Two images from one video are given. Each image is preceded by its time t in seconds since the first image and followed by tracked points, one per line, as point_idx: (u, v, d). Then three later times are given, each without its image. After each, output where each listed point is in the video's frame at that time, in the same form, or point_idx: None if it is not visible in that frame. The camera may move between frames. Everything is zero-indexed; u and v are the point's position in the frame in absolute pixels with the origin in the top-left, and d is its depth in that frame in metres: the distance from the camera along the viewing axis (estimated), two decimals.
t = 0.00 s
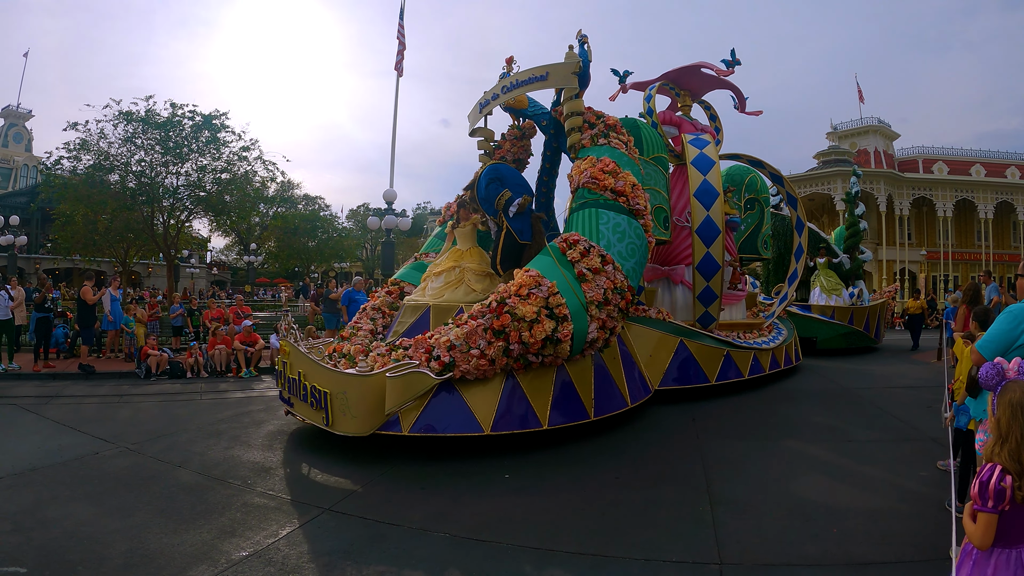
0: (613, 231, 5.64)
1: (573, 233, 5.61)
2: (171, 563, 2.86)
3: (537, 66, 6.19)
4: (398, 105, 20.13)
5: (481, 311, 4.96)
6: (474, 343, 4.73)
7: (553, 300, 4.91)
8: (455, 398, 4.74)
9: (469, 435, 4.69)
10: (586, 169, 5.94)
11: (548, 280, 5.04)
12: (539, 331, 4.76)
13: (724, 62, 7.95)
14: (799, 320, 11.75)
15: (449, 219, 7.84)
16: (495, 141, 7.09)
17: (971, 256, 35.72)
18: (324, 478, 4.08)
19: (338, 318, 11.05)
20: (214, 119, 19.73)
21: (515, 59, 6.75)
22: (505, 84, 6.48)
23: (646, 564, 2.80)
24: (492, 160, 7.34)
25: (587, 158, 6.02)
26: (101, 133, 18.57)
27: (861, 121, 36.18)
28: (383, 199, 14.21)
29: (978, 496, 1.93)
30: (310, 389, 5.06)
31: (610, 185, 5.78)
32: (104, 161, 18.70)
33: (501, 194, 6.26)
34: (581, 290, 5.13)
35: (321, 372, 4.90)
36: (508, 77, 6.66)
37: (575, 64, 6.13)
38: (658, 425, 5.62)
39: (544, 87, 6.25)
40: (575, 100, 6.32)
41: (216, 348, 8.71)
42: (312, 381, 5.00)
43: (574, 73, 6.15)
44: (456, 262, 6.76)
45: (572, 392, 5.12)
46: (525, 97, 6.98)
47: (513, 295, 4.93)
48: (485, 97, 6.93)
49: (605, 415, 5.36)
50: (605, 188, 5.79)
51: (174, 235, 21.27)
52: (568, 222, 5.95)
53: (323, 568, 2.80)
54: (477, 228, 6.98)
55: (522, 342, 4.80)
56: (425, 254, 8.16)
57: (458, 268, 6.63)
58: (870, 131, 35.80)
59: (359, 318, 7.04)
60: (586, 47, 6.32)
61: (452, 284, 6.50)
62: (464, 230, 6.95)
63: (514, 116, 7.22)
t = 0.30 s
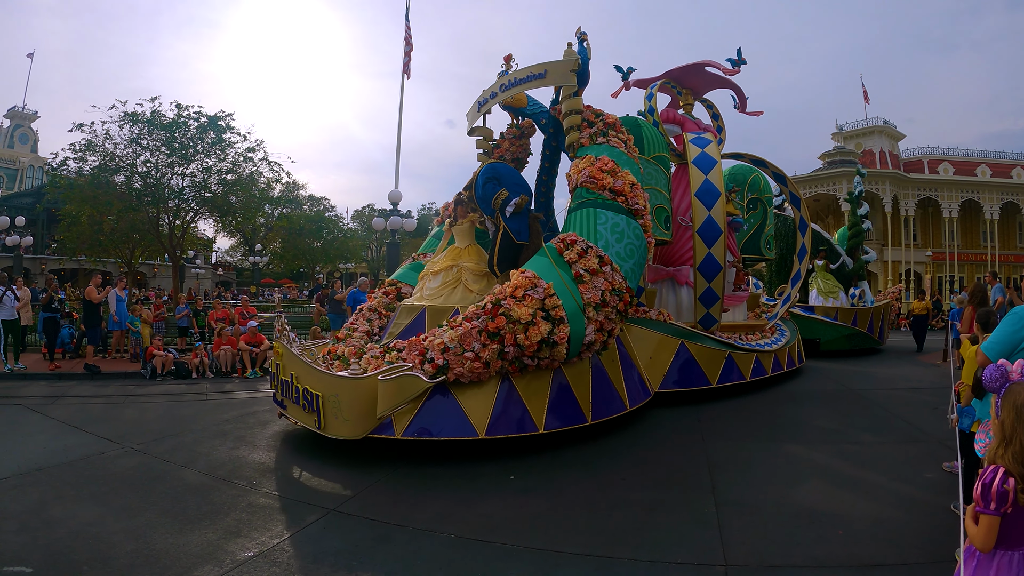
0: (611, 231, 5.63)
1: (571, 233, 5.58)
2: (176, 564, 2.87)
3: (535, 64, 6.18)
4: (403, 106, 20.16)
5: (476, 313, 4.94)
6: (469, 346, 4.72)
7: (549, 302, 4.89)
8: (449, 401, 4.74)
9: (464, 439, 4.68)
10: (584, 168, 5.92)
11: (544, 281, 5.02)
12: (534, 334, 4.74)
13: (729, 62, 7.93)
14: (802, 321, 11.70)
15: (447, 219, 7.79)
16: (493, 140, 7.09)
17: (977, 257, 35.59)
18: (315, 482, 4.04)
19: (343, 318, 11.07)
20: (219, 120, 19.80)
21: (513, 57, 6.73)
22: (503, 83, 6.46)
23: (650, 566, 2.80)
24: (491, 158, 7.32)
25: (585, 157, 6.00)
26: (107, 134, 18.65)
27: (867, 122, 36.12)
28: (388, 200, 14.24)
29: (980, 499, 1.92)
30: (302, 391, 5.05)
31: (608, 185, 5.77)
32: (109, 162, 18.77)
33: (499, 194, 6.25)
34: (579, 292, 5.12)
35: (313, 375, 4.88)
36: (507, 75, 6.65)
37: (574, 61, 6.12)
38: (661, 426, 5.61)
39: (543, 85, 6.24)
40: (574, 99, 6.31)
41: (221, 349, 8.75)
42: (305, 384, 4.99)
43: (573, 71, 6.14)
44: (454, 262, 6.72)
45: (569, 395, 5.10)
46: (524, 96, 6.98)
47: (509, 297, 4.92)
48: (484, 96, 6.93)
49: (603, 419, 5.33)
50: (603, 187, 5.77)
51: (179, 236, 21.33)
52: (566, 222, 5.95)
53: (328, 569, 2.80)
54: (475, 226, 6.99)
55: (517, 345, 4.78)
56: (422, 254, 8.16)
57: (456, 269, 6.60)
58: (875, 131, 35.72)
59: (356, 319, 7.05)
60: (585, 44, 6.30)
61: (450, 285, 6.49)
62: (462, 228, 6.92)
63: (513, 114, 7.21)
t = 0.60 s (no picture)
0: (613, 232, 5.63)
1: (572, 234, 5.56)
2: (186, 565, 2.88)
3: (536, 63, 6.15)
4: (412, 109, 20.22)
5: (475, 316, 4.93)
6: (467, 350, 4.72)
7: (549, 305, 4.88)
8: (448, 405, 4.74)
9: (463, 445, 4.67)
10: (586, 169, 5.91)
11: (544, 284, 5.01)
12: (533, 338, 4.72)
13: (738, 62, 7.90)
14: (810, 324, 11.58)
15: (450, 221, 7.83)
16: (496, 140, 7.10)
17: (987, 258, 35.34)
18: (309, 487, 3.99)
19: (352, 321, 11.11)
20: (228, 123, 19.93)
21: (515, 56, 6.71)
22: (505, 82, 6.44)
23: (660, 569, 2.80)
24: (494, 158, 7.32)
25: (587, 157, 5.98)
26: (117, 138, 18.80)
27: (876, 123, 35.97)
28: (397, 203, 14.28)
29: (987, 501, 1.91)
30: (299, 395, 5.04)
31: (610, 185, 5.75)
32: (119, 165, 18.92)
33: (499, 194, 6.20)
34: (579, 295, 5.11)
35: (309, 379, 4.89)
36: (508, 74, 6.63)
37: (576, 60, 6.10)
38: (668, 430, 5.59)
39: (544, 85, 6.20)
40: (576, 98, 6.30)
41: (231, 351, 8.82)
42: (301, 388, 4.98)
43: (574, 69, 6.12)
44: (455, 259, 6.73)
45: (570, 400, 5.09)
46: (527, 95, 6.98)
47: (508, 300, 4.90)
48: (486, 96, 6.93)
49: (604, 424, 5.30)
50: (605, 187, 5.75)
51: (189, 239, 21.46)
52: (568, 223, 5.95)
53: (337, 571, 2.81)
54: (477, 222, 6.99)
55: (516, 349, 4.76)
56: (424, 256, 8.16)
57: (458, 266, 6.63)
58: (884, 132, 35.58)
59: (357, 323, 7.07)
60: (587, 43, 6.31)
61: (452, 283, 6.54)
62: (463, 225, 6.94)
63: (516, 114, 7.22)
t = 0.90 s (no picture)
0: (614, 233, 5.62)
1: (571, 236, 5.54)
2: (196, 566, 2.90)
3: (537, 62, 6.14)
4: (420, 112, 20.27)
5: (472, 320, 4.95)
6: (464, 353, 4.72)
7: (548, 308, 4.90)
8: (445, 410, 4.72)
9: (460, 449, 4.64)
10: (586, 169, 5.90)
11: (543, 286, 5.02)
12: (532, 341, 4.72)
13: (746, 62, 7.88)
14: (817, 326, 11.57)
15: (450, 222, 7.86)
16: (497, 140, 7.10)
17: (997, 259, 35.11)
18: (302, 493, 3.95)
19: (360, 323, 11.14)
20: (237, 126, 20.04)
21: (515, 56, 6.71)
22: (506, 82, 6.43)
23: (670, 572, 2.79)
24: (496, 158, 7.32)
25: (587, 157, 5.97)
26: (127, 141, 18.92)
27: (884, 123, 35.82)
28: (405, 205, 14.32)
29: (998, 508, 1.90)
30: (294, 399, 5.04)
31: (611, 186, 5.74)
32: (128, 168, 19.04)
33: (499, 198, 6.12)
34: (579, 297, 5.11)
35: (304, 382, 4.87)
36: (508, 74, 6.62)
37: (577, 59, 6.09)
38: (676, 433, 5.57)
39: (545, 84, 6.17)
40: (577, 97, 6.30)
41: (240, 353, 8.86)
42: (296, 391, 4.97)
43: (575, 68, 6.12)
44: (455, 253, 6.73)
45: (570, 404, 5.06)
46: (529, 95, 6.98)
47: (506, 303, 4.91)
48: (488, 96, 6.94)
49: (605, 429, 5.27)
50: (606, 188, 5.74)
51: (198, 242, 21.57)
52: (569, 224, 5.94)
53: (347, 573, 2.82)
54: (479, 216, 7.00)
55: (515, 353, 4.76)
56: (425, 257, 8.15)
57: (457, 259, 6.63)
58: (893, 133, 35.44)
59: (357, 325, 7.09)
60: (589, 41, 6.29)
61: (452, 277, 6.54)
62: (463, 218, 6.98)
63: (516, 114, 7.17)
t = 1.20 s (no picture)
0: (612, 233, 5.61)
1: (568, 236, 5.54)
2: (201, 567, 2.91)
3: (536, 61, 6.12)
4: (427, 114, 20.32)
5: (466, 322, 4.94)
6: (457, 356, 4.69)
7: (543, 310, 4.88)
8: (439, 413, 4.72)
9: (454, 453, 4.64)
10: (585, 169, 5.90)
11: (539, 288, 5.00)
12: (526, 344, 4.70)
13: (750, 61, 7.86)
14: (821, 327, 11.53)
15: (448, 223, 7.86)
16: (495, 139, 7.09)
17: (1004, 260, 34.96)
18: (293, 497, 3.93)
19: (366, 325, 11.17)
20: (244, 128, 20.13)
21: (513, 55, 6.70)
22: (505, 81, 6.42)
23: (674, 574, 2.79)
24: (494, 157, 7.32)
25: (586, 156, 5.98)
26: (134, 143, 19.01)
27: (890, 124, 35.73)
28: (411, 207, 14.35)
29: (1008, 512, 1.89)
30: (287, 402, 5.05)
31: (609, 185, 5.74)
32: (135, 170, 19.12)
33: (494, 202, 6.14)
34: (576, 299, 5.11)
35: (298, 386, 4.87)
36: (507, 73, 6.60)
37: (575, 57, 6.07)
38: (679, 435, 5.57)
39: (543, 82, 6.15)
40: (576, 96, 6.31)
41: (246, 354, 8.89)
42: (290, 394, 4.98)
43: (574, 66, 6.10)
44: (453, 248, 6.71)
45: (567, 408, 5.06)
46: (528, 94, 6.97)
47: (501, 305, 4.90)
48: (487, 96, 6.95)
49: (602, 433, 5.27)
50: (604, 187, 5.73)
51: (204, 244, 21.66)
52: (567, 223, 5.94)
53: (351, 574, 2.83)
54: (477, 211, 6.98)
55: (509, 355, 4.75)
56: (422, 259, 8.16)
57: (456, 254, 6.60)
58: (899, 134, 35.35)
59: (353, 327, 7.10)
60: (588, 39, 6.28)
61: (450, 271, 6.52)
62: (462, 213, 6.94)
63: (516, 114, 7.16)
